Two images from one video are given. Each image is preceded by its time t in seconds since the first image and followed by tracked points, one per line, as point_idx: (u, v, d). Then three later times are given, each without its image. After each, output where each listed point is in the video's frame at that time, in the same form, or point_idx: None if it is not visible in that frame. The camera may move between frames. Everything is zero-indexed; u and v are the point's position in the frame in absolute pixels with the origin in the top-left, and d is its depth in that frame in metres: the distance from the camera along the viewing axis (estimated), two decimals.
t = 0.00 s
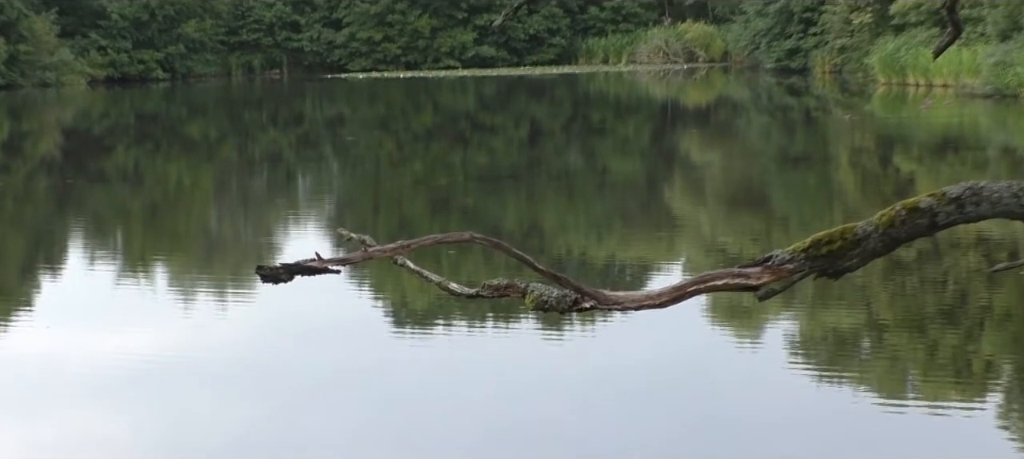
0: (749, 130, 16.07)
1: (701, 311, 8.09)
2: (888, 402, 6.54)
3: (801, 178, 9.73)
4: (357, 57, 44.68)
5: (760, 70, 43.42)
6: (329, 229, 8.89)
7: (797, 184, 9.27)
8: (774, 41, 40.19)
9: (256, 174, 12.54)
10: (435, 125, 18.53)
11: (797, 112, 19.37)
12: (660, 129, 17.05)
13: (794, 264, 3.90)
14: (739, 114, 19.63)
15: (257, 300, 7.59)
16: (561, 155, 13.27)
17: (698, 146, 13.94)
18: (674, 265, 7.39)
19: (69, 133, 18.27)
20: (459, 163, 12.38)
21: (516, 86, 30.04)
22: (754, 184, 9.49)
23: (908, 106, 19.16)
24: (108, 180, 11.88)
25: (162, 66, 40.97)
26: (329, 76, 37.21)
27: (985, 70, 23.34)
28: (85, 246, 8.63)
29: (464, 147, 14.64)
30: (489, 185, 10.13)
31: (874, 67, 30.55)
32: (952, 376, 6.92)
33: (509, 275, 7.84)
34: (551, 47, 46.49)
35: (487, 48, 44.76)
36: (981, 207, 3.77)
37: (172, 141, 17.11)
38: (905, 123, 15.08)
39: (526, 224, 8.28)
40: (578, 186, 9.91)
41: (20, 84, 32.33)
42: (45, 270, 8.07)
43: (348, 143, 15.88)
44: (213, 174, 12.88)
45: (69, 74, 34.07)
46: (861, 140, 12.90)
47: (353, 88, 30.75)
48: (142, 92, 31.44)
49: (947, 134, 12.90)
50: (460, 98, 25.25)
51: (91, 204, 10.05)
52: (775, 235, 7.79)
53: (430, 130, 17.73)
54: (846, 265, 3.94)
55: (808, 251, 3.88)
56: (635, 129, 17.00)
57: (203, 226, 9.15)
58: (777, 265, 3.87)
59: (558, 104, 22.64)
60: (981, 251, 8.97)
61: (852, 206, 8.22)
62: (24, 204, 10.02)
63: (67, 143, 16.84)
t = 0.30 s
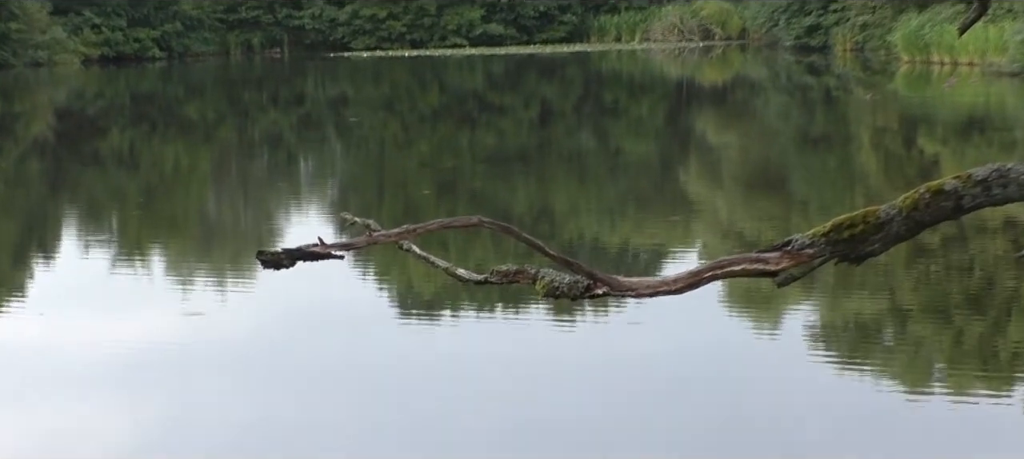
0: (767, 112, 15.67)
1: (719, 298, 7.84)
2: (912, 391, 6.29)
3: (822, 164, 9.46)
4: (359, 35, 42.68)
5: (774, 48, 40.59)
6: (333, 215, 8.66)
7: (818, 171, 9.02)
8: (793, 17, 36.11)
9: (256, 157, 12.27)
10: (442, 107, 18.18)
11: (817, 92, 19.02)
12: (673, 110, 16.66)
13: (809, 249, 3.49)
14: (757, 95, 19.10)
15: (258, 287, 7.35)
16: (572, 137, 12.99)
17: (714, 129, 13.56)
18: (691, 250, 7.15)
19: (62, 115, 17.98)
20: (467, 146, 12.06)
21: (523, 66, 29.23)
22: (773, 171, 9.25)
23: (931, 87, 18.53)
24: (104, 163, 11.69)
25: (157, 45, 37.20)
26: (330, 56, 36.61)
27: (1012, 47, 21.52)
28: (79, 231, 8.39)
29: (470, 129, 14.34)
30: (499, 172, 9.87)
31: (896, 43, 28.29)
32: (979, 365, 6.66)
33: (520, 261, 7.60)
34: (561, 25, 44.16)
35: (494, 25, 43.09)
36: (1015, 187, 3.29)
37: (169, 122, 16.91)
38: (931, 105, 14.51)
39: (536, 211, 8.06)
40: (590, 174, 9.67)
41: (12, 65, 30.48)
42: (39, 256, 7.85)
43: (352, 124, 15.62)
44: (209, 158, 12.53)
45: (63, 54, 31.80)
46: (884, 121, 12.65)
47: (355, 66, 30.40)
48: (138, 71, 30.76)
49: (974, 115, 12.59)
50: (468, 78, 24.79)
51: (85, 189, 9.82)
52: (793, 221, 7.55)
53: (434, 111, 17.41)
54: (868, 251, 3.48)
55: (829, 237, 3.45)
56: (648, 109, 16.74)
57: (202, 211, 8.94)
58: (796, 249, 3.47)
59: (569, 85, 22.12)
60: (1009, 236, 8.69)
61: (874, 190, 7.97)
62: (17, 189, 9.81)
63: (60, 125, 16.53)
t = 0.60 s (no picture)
0: (781, 100, 15.33)
1: (729, 293, 7.60)
2: (931, 389, 6.04)
3: (836, 159, 9.20)
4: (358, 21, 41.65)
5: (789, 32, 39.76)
6: (331, 206, 8.44)
7: (832, 165, 8.77)
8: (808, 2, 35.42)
9: (251, 146, 12.02)
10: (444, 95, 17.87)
11: (834, 80, 18.82)
12: (684, 99, 16.32)
13: (825, 242, 3.47)
14: (771, 84, 18.70)
15: (252, 280, 7.14)
16: (579, 127, 12.70)
17: (727, 118, 13.26)
18: (701, 243, 6.91)
19: (52, 101, 17.72)
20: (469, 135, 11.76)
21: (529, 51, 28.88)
22: (787, 165, 8.99)
23: (951, 74, 18.09)
24: (93, 152, 11.46)
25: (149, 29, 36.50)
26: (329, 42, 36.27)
27: None
28: (68, 222, 8.18)
29: (473, 117, 14.08)
30: (502, 162, 9.61)
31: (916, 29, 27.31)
32: (1002, 362, 6.40)
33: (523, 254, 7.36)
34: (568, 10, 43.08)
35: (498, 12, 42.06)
36: None
37: (162, 109, 16.67)
38: (951, 93, 14.14)
39: (542, 204, 7.83)
40: (596, 164, 9.43)
41: None
42: (26, 248, 7.64)
43: (351, 112, 15.35)
44: (203, 146, 12.32)
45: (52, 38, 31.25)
46: (901, 111, 12.34)
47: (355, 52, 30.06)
48: (130, 56, 30.42)
49: (993, 103, 12.39)
50: (472, 64, 24.43)
51: (76, 179, 9.60)
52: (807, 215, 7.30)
53: (434, 99, 17.11)
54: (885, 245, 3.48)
55: (844, 230, 3.43)
56: (657, 98, 16.48)
57: (196, 202, 8.73)
58: (812, 243, 3.43)
59: (576, 71, 21.76)
60: None
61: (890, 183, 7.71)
62: (6, 179, 9.59)
63: (48, 111, 16.27)
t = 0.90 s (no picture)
0: (796, 93, 15.08)
1: (742, 291, 7.37)
2: (952, 389, 5.81)
3: (852, 154, 8.97)
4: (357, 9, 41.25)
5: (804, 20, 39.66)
6: (331, 201, 8.22)
7: (848, 162, 8.54)
8: None
9: (248, 139, 11.78)
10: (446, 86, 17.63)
11: (850, 70, 18.58)
12: (697, 91, 16.09)
13: (840, 238, 3.22)
14: (786, 75, 18.43)
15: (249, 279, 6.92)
16: (589, 119, 12.46)
17: (740, 110, 13.03)
18: (714, 240, 6.69)
19: (41, 92, 17.45)
20: (474, 127, 11.53)
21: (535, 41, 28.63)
22: (802, 162, 8.77)
23: (969, 64, 17.82)
24: (85, 146, 11.21)
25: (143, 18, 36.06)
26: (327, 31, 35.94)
27: None
28: (59, 218, 7.96)
29: (478, 108, 13.86)
30: (509, 156, 9.39)
31: (936, 19, 26.96)
32: None
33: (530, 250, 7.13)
34: None
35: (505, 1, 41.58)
36: None
37: (156, 101, 16.43)
38: (971, 85, 13.88)
39: (549, 201, 7.60)
40: (605, 158, 9.19)
41: None
42: (16, 246, 7.41)
43: (352, 104, 15.11)
44: (199, 140, 12.10)
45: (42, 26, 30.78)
46: (920, 103, 12.09)
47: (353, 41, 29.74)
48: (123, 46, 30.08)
49: (1012, 95, 12.17)
50: (476, 54, 24.16)
51: (69, 174, 9.38)
52: (824, 211, 7.07)
53: (436, 90, 16.87)
54: (902, 240, 3.21)
55: (861, 225, 3.19)
56: (668, 89, 16.22)
57: (191, 197, 8.52)
58: (827, 238, 3.19)
59: (584, 62, 21.51)
60: None
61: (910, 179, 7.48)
62: None
63: (38, 103, 16.01)
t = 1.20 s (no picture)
0: (808, 89, 14.76)
1: (752, 294, 7.13)
2: (971, 395, 5.56)
3: (866, 153, 8.71)
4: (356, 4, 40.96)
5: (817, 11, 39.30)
6: (326, 201, 7.98)
7: (861, 161, 8.28)
8: None
9: (242, 136, 11.53)
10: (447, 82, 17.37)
11: (863, 65, 18.28)
12: (704, 87, 15.79)
13: (856, 239, 3.07)
14: (797, 70, 18.09)
15: (240, 282, 6.69)
16: (594, 116, 12.18)
17: (750, 107, 12.76)
18: (723, 242, 6.44)
19: (26, 88, 17.23)
20: (476, 124, 11.27)
21: (539, 34, 28.31)
22: (814, 161, 8.50)
23: (985, 59, 17.48)
24: (74, 144, 10.97)
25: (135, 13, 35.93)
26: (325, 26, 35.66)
27: None
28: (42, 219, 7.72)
29: (478, 105, 13.61)
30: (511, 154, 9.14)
31: (951, 13, 26.62)
32: None
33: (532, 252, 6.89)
34: None
35: None
36: None
37: (147, 98, 16.18)
38: (988, 80, 13.57)
39: (551, 201, 7.35)
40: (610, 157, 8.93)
41: None
42: None
43: (349, 100, 14.85)
44: (191, 138, 11.86)
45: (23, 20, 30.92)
46: (936, 99, 11.80)
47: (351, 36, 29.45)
48: (112, 40, 29.86)
49: None
50: (478, 49, 23.89)
51: (56, 174, 9.13)
52: (836, 213, 6.82)
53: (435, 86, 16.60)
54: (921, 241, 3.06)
55: (877, 226, 3.03)
56: (675, 85, 15.91)
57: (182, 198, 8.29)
58: (842, 240, 3.04)
59: (588, 57, 21.23)
60: None
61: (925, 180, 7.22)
62: None
63: (26, 99, 15.75)
